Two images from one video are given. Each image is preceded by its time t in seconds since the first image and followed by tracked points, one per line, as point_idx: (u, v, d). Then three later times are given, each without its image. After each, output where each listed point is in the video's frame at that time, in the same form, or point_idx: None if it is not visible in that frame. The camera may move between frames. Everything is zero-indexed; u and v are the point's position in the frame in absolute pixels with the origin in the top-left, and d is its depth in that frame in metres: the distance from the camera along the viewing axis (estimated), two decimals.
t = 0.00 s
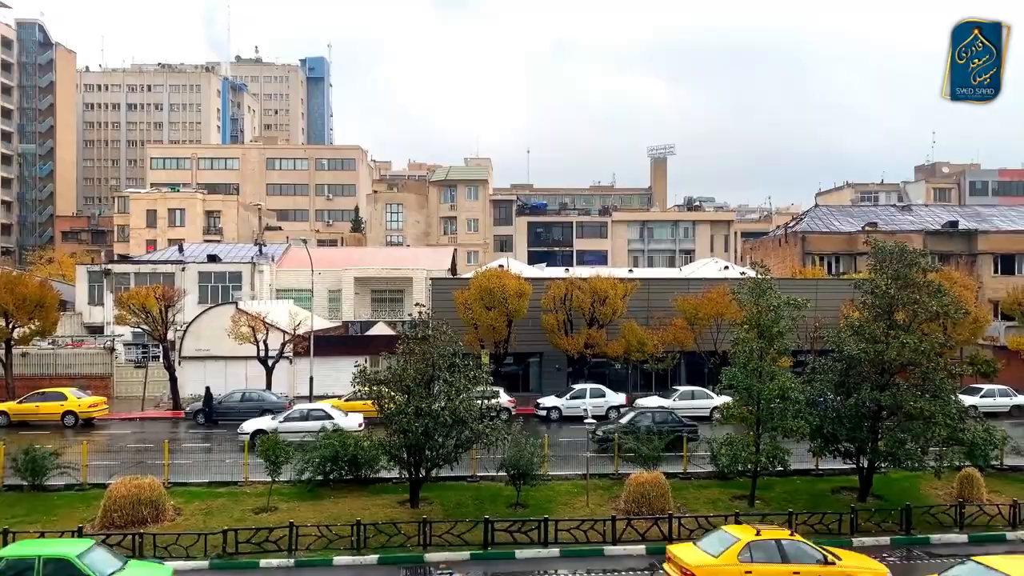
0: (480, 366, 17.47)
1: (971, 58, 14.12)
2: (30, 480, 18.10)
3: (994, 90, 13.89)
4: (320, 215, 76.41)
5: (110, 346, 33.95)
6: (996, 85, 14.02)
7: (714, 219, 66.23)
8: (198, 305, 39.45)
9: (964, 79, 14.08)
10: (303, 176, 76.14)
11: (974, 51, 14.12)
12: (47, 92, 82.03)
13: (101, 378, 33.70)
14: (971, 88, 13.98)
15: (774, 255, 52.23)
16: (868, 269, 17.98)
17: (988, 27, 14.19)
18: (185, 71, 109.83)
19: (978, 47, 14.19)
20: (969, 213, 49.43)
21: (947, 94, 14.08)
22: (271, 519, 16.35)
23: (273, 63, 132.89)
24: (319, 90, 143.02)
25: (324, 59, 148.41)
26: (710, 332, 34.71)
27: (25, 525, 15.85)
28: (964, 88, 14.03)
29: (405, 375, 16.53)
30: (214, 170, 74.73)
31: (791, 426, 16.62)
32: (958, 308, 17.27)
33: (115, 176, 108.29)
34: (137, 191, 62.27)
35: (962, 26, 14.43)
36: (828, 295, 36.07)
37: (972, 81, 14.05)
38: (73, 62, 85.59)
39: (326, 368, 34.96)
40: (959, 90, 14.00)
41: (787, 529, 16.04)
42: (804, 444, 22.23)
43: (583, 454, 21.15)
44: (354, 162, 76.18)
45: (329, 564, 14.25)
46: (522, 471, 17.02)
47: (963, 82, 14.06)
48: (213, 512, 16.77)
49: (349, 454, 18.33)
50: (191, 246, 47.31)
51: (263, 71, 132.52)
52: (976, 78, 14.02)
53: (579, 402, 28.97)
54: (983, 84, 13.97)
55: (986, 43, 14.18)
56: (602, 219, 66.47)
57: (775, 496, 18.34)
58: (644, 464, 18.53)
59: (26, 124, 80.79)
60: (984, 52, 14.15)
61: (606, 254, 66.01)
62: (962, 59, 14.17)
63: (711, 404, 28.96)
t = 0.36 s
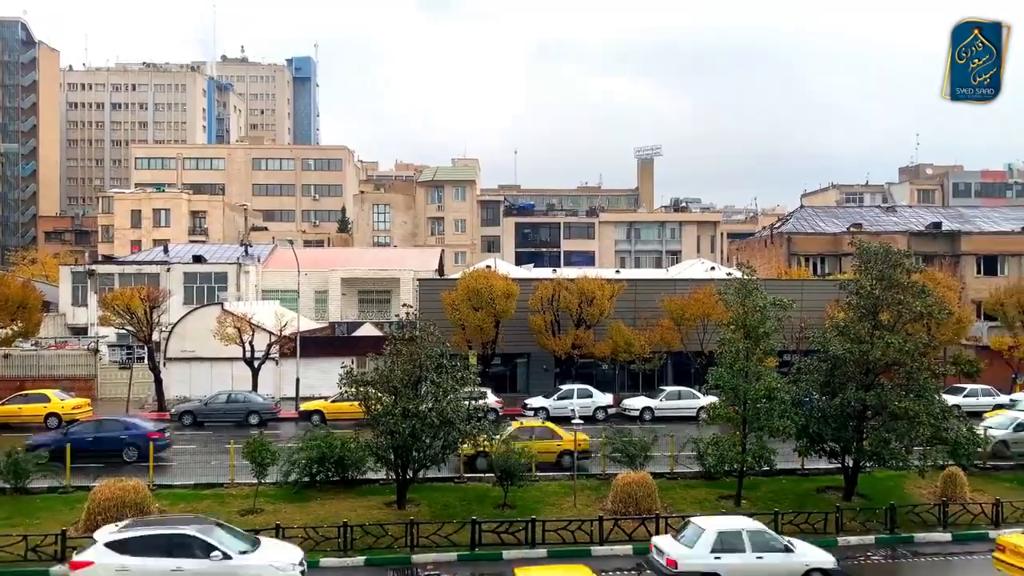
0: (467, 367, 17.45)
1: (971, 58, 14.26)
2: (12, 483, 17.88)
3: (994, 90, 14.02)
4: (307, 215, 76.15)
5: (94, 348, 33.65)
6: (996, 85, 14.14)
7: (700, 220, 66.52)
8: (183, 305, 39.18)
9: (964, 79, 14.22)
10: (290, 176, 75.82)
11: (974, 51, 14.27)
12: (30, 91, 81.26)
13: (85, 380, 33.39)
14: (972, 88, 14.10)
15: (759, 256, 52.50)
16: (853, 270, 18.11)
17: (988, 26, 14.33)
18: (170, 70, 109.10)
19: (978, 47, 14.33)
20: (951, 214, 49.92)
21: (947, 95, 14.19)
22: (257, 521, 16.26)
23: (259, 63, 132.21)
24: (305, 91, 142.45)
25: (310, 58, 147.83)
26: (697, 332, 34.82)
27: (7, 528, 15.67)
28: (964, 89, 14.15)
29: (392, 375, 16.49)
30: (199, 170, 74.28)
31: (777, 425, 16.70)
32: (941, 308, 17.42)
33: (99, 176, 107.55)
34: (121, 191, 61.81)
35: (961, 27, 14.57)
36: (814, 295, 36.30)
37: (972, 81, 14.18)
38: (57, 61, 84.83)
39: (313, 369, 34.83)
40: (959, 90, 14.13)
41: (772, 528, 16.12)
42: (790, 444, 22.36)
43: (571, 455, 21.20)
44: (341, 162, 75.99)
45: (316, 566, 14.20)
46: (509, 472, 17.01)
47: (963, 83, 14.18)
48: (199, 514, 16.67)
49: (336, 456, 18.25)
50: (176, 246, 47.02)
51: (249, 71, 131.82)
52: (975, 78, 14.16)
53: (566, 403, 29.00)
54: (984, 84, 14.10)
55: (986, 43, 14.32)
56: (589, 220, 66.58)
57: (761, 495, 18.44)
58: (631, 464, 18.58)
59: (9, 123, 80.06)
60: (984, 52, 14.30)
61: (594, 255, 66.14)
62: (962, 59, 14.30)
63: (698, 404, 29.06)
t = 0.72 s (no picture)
0: (454, 368, 17.43)
1: (971, 58, 14.80)
2: None
3: (993, 90, 14.53)
4: (293, 216, 75.87)
5: (77, 349, 33.37)
6: (996, 85, 14.65)
7: (687, 222, 66.75)
8: (167, 307, 38.90)
9: (964, 79, 14.73)
10: (276, 177, 75.49)
11: (974, 52, 14.80)
12: (12, 90, 80.47)
13: (68, 382, 33.10)
14: (972, 87, 14.63)
15: (745, 257, 52.76)
16: (837, 271, 18.23)
17: (988, 27, 14.87)
18: (155, 70, 108.35)
19: (978, 47, 14.86)
20: (934, 216, 50.38)
21: (948, 94, 14.72)
22: (242, 524, 16.17)
23: (245, 62, 131.51)
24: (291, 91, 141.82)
25: (296, 59, 147.15)
26: (683, 333, 34.92)
27: None
28: (964, 88, 14.66)
29: (378, 377, 16.45)
30: (185, 171, 73.82)
31: (763, 426, 16.82)
32: (924, 309, 17.57)
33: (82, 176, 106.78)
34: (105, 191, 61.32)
35: (962, 27, 15.10)
36: (799, 296, 36.52)
37: (973, 81, 14.69)
38: (40, 61, 84.04)
39: (299, 371, 34.68)
40: (959, 90, 14.64)
41: (758, 528, 16.21)
42: (775, 445, 22.48)
43: (557, 456, 21.22)
44: (327, 163, 75.75)
45: (302, 568, 14.15)
46: (496, 473, 17.02)
47: (963, 82, 14.70)
48: (182, 516, 16.56)
49: (321, 458, 18.18)
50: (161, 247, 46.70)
51: (234, 71, 131.15)
52: (976, 78, 14.66)
53: (553, 404, 29.02)
54: (983, 84, 14.62)
55: (987, 44, 14.86)
56: (576, 221, 66.68)
57: (746, 496, 18.53)
58: (617, 465, 18.63)
59: None
60: (984, 52, 14.83)
61: (580, 256, 66.25)
62: (963, 59, 14.84)
63: (684, 405, 29.17)
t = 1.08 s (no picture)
0: (442, 369, 17.38)
1: (971, 58, 14.42)
2: None
3: (993, 90, 14.19)
4: (280, 217, 75.59)
5: (62, 351, 33.12)
6: (996, 85, 14.31)
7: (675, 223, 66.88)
8: (154, 308, 38.65)
9: (964, 79, 14.38)
10: (263, 177, 75.16)
11: (974, 52, 14.44)
12: None
13: (53, 384, 32.86)
14: (971, 88, 14.24)
15: (733, 258, 52.97)
16: (824, 272, 18.30)
17: (988, 27, 14.51)
18: (142, 70, 107.64)
19: (978, 47, 14.51)
20: (920, 218, 50.72)
21: (947, 95, 14.35)
22: (230, 525, 16.09)
23: (232, 62, 130.87)
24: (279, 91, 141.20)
25: (284, 58, 146.50)
26: (671, 334, 35.01)
27: None
28: (964, 89, 14.29)
29: (366, 378, 16.39)
30: (171, 171, 73.39)
31: (750, 426, 16.89)
32: (910, 310, 17.66)
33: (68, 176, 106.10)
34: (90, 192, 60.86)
35: (961, 27, 14.73)
36: (786, 297, 36.70)
37: (972, 81, 14.33)
38: (24, 60, 83.33)
39: (286, 372, 34.55)
40: (959, 90, 14.29)
41: (745, 528, 16.28)
42: (763, 445, 22.57)
43: (545, 457, 21.23)
44: (315, 163, 75.49)
45: (289, 570, 14.10)
46: (484, 474, 17.00)
47: (963, 83, 14.33)
48: (169, 519, 16.46)
49: (309, 459, 18.11)
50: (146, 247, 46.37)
51: (222, 71, 130.49)
52: (976, 78, 14.32)
53: (542, 405, 29.03)
54: (983, 84, 14.27)
55: (986, 43, 14.50)
56: (564, 222, 66.80)
57: (734, 496, 18.60)
58: (606, 465, 18.66)
59: None
60: (984, 52, 14.50)
61: (569, 257, 66.35)
62: (963, 59, 14.46)
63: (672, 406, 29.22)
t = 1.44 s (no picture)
0: (429, 370, 17.36)
1: (971, 58, 14.64)
2: None
3: (994, 90, 14.39)
4: (266, 217, 75.19)
5: (44, 352, 32.78)
6: (996, 85, 14.52)
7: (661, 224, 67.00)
8: (137, 309, 38.35)
9: (964, 79, 14.58)
10: (248, 177, 74.77)
11: (974, 52, 14.66)
12: None
13: (35, 386, 32.54)
14: (972, 87, 14.46)
15: (718, 259, 53.25)
16: (808, 273, 18.44)
17: (988, 27, 14.72)
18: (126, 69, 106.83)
19: (978, 47, 14.72)
20: (903, 219, 51.20)
21: (947, 94, 14.56)
22: (214, 528, 15.98)
23: (217, 62, 130.16)
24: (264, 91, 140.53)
25: (269, 58, 145.84)
26: (657, 335, 35.13)
27: None
28: (964, 88, 14.49)
29: (352, 380, 16.34)
30: (155, 171, 72.83)
31: (735, 427, 16.98)
32: (893, 310, 17.81)
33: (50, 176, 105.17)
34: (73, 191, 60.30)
35: (962, 27, 14.94)
36: (771, 298, 36.94)
37: (973, 81, 14.54)
38: (6, 58, 82.43)
39: (271, 373, 34.39)
40: (959, 90, 14.49)
41: (730, 528, 16.36)
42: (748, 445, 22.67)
43: (531, 458, 21.22)
44: (300, 163, 75.20)
45: (274, 572, 14.03)
46: (471, 475, 16.98)
47: (964, 82, 14.54)
48: (152, 521, 16.33)
49: (294, 461, 18.01)
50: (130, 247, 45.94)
51: (206, 71, 129.75)
52: (976, 78, 14.52)
53: (528, 405, 29.05)
54: (984, 84, 14.48)
55: (986, 43, 14.71)
56: (550, 223, 66.95)
57: (719, 496, 18.69)
58: (592, 467, 18.69)
59: None
60: (984, 52, 14.69)
61: (556, 258, 66.45)
62: (963, 59, 14.68)
63: (657, 406, 29.32)
